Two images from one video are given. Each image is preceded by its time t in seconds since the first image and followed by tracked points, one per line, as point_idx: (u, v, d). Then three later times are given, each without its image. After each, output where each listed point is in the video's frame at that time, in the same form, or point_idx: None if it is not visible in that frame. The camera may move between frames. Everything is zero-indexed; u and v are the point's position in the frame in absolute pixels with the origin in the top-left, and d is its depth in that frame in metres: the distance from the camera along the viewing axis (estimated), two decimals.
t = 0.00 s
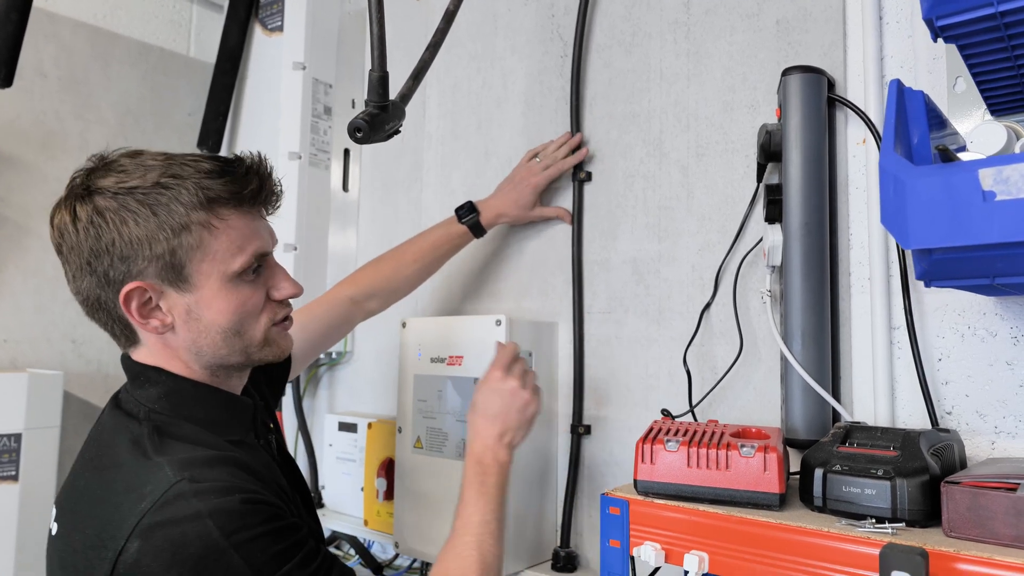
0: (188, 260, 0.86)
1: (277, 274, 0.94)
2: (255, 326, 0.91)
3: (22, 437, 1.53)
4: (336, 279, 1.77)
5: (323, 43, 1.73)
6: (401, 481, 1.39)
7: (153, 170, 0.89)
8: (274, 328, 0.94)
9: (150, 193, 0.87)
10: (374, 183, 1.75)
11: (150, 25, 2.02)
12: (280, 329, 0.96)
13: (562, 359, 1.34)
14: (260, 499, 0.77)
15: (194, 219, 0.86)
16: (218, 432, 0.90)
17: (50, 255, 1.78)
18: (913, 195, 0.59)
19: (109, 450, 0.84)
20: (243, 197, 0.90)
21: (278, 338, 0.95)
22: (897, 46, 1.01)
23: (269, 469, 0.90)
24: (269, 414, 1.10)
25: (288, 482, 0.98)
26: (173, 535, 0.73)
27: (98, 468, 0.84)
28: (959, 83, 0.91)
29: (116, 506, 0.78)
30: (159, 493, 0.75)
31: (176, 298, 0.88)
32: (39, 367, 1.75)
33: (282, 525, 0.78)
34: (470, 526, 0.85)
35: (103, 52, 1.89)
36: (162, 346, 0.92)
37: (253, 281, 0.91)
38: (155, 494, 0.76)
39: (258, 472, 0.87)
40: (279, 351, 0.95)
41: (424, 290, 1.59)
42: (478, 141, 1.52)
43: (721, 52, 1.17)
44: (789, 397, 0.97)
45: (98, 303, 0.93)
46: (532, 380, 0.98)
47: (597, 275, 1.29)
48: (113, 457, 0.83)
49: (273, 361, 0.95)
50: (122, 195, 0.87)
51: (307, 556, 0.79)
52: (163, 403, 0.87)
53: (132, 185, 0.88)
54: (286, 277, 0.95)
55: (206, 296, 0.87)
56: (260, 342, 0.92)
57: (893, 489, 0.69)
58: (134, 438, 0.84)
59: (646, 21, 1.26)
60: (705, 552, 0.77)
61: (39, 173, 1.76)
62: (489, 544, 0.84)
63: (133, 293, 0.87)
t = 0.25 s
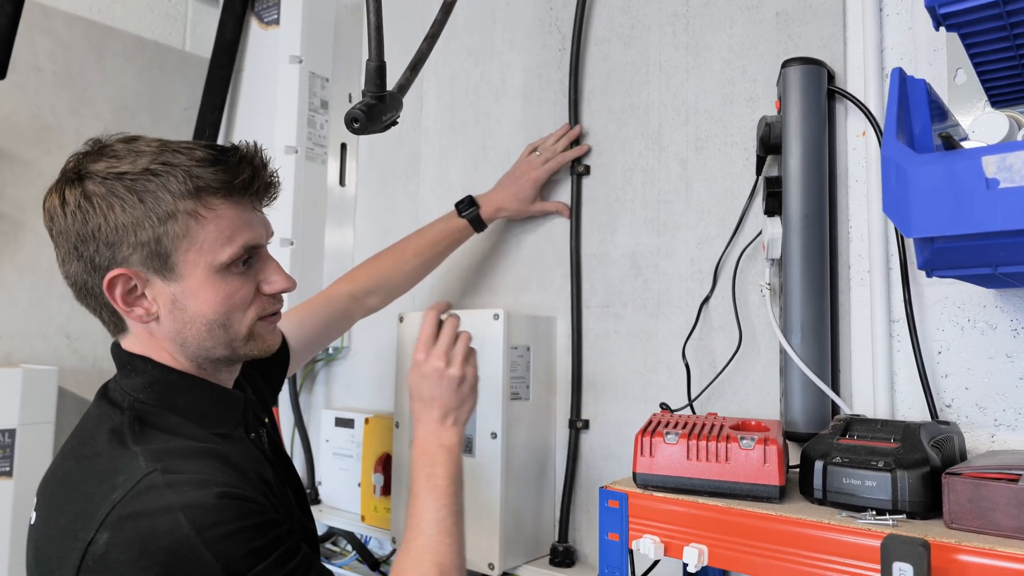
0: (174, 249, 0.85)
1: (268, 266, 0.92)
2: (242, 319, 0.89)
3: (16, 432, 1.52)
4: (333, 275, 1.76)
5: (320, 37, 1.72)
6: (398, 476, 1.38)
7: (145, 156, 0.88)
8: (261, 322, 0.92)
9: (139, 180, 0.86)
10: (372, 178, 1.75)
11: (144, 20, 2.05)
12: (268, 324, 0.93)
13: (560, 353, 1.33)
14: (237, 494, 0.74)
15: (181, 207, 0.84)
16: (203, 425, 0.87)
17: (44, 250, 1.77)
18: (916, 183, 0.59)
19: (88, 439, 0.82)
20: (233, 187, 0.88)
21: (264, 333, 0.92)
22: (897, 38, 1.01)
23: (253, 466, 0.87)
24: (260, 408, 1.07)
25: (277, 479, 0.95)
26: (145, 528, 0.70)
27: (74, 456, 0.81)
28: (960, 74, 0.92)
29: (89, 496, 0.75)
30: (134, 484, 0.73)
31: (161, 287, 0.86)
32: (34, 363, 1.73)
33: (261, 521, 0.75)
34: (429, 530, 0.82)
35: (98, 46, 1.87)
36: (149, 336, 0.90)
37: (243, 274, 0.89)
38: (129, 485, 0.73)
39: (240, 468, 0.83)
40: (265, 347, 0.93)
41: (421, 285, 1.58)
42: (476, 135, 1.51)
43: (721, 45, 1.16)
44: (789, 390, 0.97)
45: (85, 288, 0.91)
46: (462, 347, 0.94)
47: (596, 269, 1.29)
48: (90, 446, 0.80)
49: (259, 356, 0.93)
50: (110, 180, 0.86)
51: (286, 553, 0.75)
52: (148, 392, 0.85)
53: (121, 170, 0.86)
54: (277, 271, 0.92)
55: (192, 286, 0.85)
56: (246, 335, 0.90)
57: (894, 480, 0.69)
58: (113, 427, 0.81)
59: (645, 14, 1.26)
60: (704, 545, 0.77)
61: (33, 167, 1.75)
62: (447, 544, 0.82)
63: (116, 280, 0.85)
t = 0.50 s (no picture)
0: (163, 236, 0.82)
1: (262, 255, 0.89)
2: (233, 309, 0.86)
3: (13, 428, 1.51)
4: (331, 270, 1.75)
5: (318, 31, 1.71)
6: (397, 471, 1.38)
7: (135, 142, 0.85)
8: (253, 313, 0.89)
9: (128, 166, 0.83)
10: (370, 173, 1.74)
11: (140, 13, 2.01)
12: (260, 315, 0.90)
13: (560, 348, 1.33)
14: (227, 496, 0.69)
15: (169, 193, 0.81)
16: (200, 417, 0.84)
17: (40, 245, 1.76)
18: (921, 175, 0.59)
19: (83, 426, 0.79)
20: (223, 172, 0.85)
21: (256, 327, 0.90)
22: (898, 32, 1.01)
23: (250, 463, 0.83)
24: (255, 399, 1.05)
25: (276, 477, 0.90)
26: (130, 523, 0.66)
27: (68, 443, 0.78)
28: (961, 69, 0.90)
29: (78, 486, 0.72)
30: (121, 476, 0.69)
31: (152, 275, 0.83)
32: (30, 358, 1.72)
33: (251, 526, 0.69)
34: (393, 559, 0.76)
35: (94, 40, 1.86)
36: (143, 325, 0.87)
37: (235, 262, 0.86)
38: (116, 477, 0.69)
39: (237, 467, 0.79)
40: (258, 341, 0.90)
41: (420, 280, 1.58)
42: (475, 129, 1.51)
43: (722, 39, 1.16)
44: (790, 385, 0.97)
45: (78, 278, 0.89)
46: (455, 367, 0.92)
47: (595, 264, 1.29)
48: (83, 433, 0.77)
49: (252, 350, 0.90)
50: (100, 168, 0.83)
51: (275, 561, 0.70)
52: (144, 380, 0.81)
53: (110, 157, 0.84)
54: (271, 259, 0.89)
55: (181, 274, 0.83)
56: (238, 326, 0.87)
57: (896, 474, 0.69)
58: (109, 415, 0.78)
59: (645, 8, 1.25)
60: (706, 539, 0.76)
61: (29, 162, 1.74)
62: None
63: (107, 268, 0.83)
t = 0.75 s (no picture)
0: (156, 226, 0.79)
1: (256, 249, 0.86)
2: (226, 302, 0.83)
3: (13, 422, 1.50)
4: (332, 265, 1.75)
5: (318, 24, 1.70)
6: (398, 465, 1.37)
7: (131, 132, 0.82)
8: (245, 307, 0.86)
9: (123, 155, 0.80)
10: (370, 167, 1.74)
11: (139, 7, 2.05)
12: (253, 311, 0.87)
13: (561, 342, 1.32)
14: (223, 477, 0.67)
15: (164, 183, 0.79)
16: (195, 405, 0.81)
17: (39, 240, 1.75)
18: (928, 166, 0.58)
19: (74, 413, 0.76)
20: (220, 164, 0.82)
21: (250, 321, 0.87)
22: (902, 24, 1.00)
23: (247, 450, 0.81)
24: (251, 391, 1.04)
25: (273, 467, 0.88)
26: (125, 505, 0.64)
27: (58, 431, 0.75)
28: (966, 62, 0.92)
29: (68, 472, 0.69)
30: (114, 459, 0.66)
31: (145, 266, 0.80)
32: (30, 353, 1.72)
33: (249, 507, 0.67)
34: (410, 535, 0.70)
35: (92, 33, 1.85)
36: (135, 317, 0.84)
37: (229, 254, 0.83)
38: (109, 460, 0.66)
39: (232, 451, 0.77)
40: (251, 336, 0.87)
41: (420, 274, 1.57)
42: (476, 123, 1.50)
43: (724, 32, 1.15)
44: (792, 378, 0.97)
45: (70, 269, 0.86)
46: (473, 348, 0.84)
47: (597, 258, 1.28)
48: (74, 420, 0.74)
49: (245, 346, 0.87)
50: (94, 156, 0.80)
51: (275, 540, 0.67)
52: (137, 369, 0.77)
53: (105, 145, 0.81)
54: (266, 252, 0.86)
55: (175, 265, 0.80)
56: (232, 320, 0.84)
57: (901, 467, 0.69)
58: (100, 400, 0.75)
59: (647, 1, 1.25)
60: (709, 532, 0.77)
61: (27, 156, 1.73)
62: (433, 555, 0.69)
63: (100, 258, 0.80)
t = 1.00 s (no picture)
0: (151, 224, 0.78)
1: (251, 249, 0.85)
2: (220, 302, 0.82)
3: (14, 418, 1.50)
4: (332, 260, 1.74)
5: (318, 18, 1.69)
6: (400, 461, 1.37)
7: (128, 125, 0.81)
8: (240, 308, 0.85)
9: (118, 150, 0.79)
10: (371, 162, 1.73)
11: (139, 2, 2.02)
12: (250, 310, 0.87)
13: (563, 338, 1.32)
14: (219, 479, 0.67)
15: (160, 180, 0.78)
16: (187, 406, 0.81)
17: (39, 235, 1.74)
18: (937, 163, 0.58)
19: (63, 419, 0.75)
20: (218, 164, 0.82)
21: (246, 319, 0.86)
22: (908, 19, 1.00)
23: (240, 449, 0.80)
24: (247, 390, 1.03)
25: (268, 464, 0.88)
26: (121, 511, 0.63)
27: (48, 436, 0.74)
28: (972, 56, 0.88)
29: (60, 479, 0.68)
30: (107, 464, 0.66)
31: (137, 263, 0.79)
32: (30, 349, 1.71)
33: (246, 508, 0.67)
34: (426, 527, 0.70)
35: (90, 27, 1.83)
36: (126, 315, 0.83)
37: (224, 254, 0.82)
38: (101, 466, 0.66)
39: (226, 450, 0.76)
40: (247, 335, 0.86)
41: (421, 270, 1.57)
42: (477, 118, 1.49)
43: (728, 26, 1.15)
44: (796, 374, 0.96)
45: (59, 262, 0.85)
46: (495, 332, 0.83)
47: (599, 254, 1.28)
48: (63, 425, 0.73)
49: (240, 345, 0.86)
50: (89, 149, 0.79)
51: (275, 540, 0.67)
52: (127, 371, 0.77)
53: (100, 139, 0.80)
54: (261, 254, 0.85)
55: (168, 264, 0.79)
56: (227, 319, 0.83)
57: (907, 464, 0.69)
58: (90, 405, 0.74)
59: None
60: (714, 528, 0.76)
61: (26, 151, 1.72)
62: (450, 546, 0.70)
63: (90, 255, 0.79)
